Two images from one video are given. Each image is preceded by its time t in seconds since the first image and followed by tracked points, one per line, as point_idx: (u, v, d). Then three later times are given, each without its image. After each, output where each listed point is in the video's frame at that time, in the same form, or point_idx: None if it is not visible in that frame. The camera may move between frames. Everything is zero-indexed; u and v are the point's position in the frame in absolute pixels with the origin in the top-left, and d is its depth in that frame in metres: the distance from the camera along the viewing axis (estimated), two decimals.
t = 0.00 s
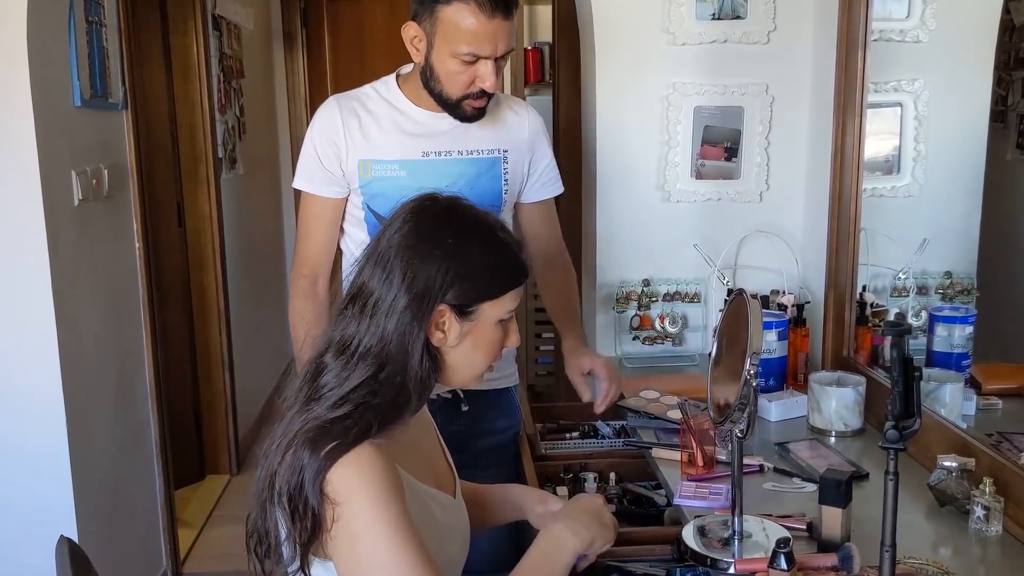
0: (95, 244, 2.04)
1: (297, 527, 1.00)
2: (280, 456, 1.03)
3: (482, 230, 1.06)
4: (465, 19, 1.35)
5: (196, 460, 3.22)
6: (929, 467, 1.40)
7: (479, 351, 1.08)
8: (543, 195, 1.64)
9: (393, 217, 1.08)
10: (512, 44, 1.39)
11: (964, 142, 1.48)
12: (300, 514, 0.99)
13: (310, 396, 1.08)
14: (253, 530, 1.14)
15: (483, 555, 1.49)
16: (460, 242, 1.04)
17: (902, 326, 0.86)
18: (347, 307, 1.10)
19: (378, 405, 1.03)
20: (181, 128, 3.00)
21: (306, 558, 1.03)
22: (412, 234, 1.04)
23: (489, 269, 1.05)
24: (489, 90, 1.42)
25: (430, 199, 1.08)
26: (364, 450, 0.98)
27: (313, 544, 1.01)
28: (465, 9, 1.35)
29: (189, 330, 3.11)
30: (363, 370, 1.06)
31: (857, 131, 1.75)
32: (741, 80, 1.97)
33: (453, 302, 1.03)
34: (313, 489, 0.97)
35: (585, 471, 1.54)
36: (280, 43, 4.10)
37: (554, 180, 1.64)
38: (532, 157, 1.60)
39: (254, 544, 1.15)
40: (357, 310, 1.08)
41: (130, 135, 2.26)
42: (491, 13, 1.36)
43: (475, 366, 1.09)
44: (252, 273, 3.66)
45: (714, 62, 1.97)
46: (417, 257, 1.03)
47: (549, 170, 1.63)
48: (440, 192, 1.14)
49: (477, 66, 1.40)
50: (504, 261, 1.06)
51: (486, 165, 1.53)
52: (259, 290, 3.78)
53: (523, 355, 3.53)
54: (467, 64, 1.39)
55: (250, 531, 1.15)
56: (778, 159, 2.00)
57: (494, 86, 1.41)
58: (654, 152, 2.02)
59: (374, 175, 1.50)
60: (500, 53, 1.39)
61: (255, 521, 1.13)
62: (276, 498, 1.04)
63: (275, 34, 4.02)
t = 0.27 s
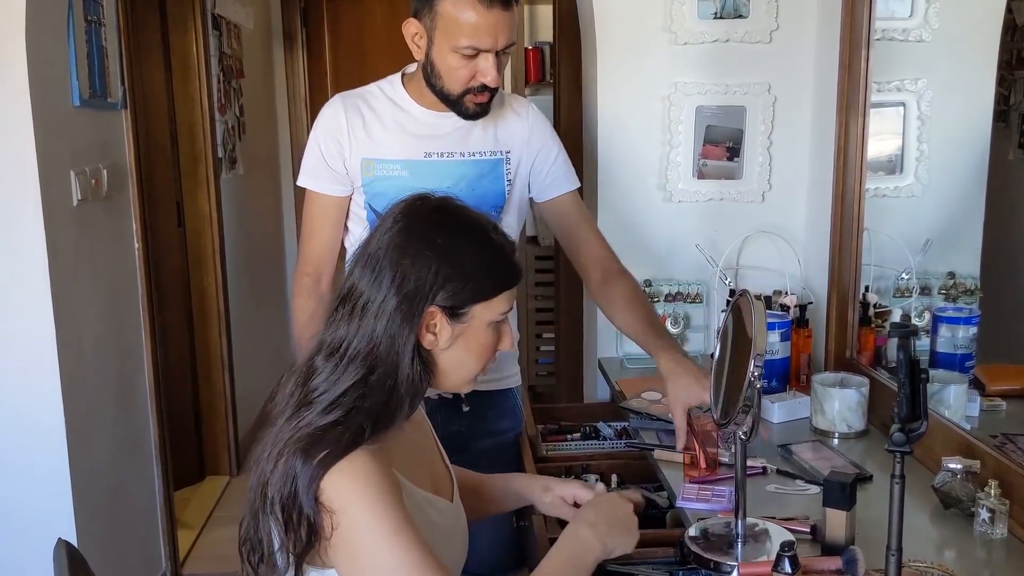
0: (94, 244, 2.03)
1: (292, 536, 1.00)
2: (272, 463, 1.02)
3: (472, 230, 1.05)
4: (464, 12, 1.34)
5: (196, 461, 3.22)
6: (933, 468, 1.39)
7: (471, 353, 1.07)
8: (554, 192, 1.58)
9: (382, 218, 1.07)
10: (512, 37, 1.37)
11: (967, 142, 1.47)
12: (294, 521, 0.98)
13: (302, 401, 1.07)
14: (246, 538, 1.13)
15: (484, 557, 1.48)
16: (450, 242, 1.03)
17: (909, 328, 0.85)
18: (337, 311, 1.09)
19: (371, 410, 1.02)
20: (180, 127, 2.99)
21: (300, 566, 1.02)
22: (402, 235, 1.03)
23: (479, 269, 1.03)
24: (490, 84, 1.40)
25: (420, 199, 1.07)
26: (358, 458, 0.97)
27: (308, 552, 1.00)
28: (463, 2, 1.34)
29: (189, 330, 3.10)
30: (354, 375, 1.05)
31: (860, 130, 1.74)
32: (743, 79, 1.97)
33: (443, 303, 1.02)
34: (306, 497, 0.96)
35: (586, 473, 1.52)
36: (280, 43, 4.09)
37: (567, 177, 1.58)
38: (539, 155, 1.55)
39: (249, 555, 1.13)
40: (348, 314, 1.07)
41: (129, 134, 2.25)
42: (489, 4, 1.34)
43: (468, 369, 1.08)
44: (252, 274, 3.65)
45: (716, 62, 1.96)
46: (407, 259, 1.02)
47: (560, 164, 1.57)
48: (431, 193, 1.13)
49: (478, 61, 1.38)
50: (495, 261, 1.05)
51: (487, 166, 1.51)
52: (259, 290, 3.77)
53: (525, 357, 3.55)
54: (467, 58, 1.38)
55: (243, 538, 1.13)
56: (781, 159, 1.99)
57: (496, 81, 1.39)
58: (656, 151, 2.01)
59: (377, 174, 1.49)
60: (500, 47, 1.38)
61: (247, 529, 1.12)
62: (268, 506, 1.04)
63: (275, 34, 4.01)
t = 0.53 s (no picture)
0: (93, 246, 2.03)
1: (298, 540, 0.99)
2: (275, 469, 1.01)
3: (469, 231, 1.04)
4: (463, 15, 1.33)
5: (196, 463, 3.21)
6: (935, 472, 1.38)
7: (474, 354, 1.07)
8: (558, 199, 1.56)
9: (377, 222, 1.07)
10: (512, 40, 1.36)
11: (968, 143, 1.47)
12: (300, 526, 0.97)
13: (302, 409, 1.06)
14: (247, 545, 1.11)
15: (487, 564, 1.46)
16: (447, 243, 1.02)
17: (910, 331, 0.86)
18: (335, 317, 1.09)
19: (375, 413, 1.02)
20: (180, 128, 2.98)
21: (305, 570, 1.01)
22: (400, 240, 1.02)
23: (477, 270, 1.03)
24: (490, 87, 1.39)
25: (414, 202, 1.07)
26: (367, 461, 0.96)
27: (315, 556, 0.99)
28: (462, 5, 1.33)
29: (188, 332, 3.10)
30: (355, 380, 1.05)
31: (861, 132, 1.74)
32: (744, 81, 1.96)
33: (444, 305, 1.02)
34: (313, 502, 0.95)
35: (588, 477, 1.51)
36: (281, 44, 4.09)
37: (569, 184, 1.56)
38: (542, 161, 1.54)
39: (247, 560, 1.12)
40: (347, 319, 1.07)
41: (129, 136, 2.25)
42: (489, 6, 1.33)
43: (470, 369, 1.08)
44: (252, 275, 3.64)
45: (716, 63, 1.96)
46: (405, 262, 1.02)
47: (565, 169, 1.56)
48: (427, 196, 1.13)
49: (478, 64, 1.38)
50: (496, 261, 1.06)
51: (490, 172, 1.50)
52: (259, 292, 3.77)
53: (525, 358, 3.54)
54: (467, 61, 1.37)
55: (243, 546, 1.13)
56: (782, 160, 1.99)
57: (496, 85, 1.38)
58: (656, 153, 2.01)
59: (378, 177, 1.49)
60: (501, 51, 1.37)
61: (247, 536, 1.11)
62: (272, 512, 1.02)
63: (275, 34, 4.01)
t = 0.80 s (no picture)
0: (91, 247, 2.02)
1: (319, 531, 0.98)
2: (291, 463, 1.01)
3: (477, 231, 1.04)
4: (460, 12, 1.33)
5: (195, 463, 3.20)
6: (935, 474, 1.38)
7: (486, 353, 1.07)
8: (553, 199, 1.55)
9: (388, 223, 1.07)
10: (508, 37, 1.36)
11: (969, 144, 1.46)
12: (321, 517, 0.97)
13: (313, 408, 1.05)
14: (257, 545, 1.10)
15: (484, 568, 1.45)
16: (456, 242, 1.02)
17: (911, 334, 0.86)
18: (349, 316, 1.09)
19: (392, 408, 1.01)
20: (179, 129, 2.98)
21: (325, 564, 1.00)
22: (409, 242, 1.03)
23: (487, 269, 1.03)
24: (486, 83, 1.38)
25: (424, 202, 1.07)
26: (395, 450, 0.97)
27: (337, 548, 0.99)
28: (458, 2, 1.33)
29: (188, 333, 3.09)
30: (370, 376, 1.05)
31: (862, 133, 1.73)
32: (744, 82, 1.96)
33: (457, 303, 1.02)
34: (336, 491, 0.95)
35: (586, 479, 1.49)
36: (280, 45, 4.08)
37: (565, 183, 1.55)
38: (538, 159, 1.53)
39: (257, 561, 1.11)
40: (361, 317, 1.07)
41: (128, 137, 2.24)
42: (484, 3, 1.33)
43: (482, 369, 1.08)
44: (251, 276, 3.64)
45: (716, 64, 1.95)
46: (417, 260, 1.02)
47: (561, 167, 1.55)
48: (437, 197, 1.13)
49: (473, 61, 1.37)
50: (500, 257, 1.04)
51: (488, 173, 1.50)
52: (258, 292, 3.76)
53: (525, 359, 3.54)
54: (462, 58, 1.36)
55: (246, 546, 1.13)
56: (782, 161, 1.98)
57: (492, 81, 1.37)
58: (656, 154, 2.00)
59: (373, 179, 1.48)
60: (496, 47, 1.36)
61: (258, 536, 1.10)
62: (290, 505, 1.02)
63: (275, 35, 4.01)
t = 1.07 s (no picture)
0: (89, 246, 2.02)
1: (325, 513, 0.98)
2: (296, 447, 1.01)
3: (481, 224, 1.04)
4: (451, 10, 1.33)
5: (194, 463, 3.20)
6: (936, 474, 1.37)
7: (482, 348, 1.05)
8: (546, 199, 1.57)
9: (396, 217, 1.08)
10: (499, 34, 1.36)
11: (970, 143, 1.46)
12: (326, 499, 0.97)
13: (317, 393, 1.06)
14: (263, 530, 1.11)
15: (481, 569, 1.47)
16: (458, 235, 1.02)
17: (911, 333, 0.86)
18: (354, 305, 1.09)
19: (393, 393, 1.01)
20: (178, 128, 2.97)
21: (333, 547, 1.00)
22: (414, 232, 1.03)
23: (487, 261, 1.02)
24: (478, 81, 1.38)
25: (432, 197, 1.07)
26: (400, 433, 0.97)
27: (343, 529, 0.98)
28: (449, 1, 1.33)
29: (186, 332, 3.09)
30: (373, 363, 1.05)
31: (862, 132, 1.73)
32: (743, 81, 1.95)
33: (455, 295, 1.01)
34: (340, 472, 0.95)
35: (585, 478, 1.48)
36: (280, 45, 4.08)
37: (558, 183, 1.57)
38: (534, 159, 1.54)
39: (264, 544, 1.12)
40: (365, 304, 1.07)
41: (126, 135, 2.24)
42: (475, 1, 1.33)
43: (478, 365, 1.06)
44: (251, 275, 3.64)
45: (716, 63, 1.95)
46: (419, 251, 1.02)
47: (553, 170, 1.56)
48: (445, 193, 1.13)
49: (465, 59, 1.37)
50: (503, 254, 1.03)
51: (483, 172, 1.49)
52: (258, 291, 3.76)
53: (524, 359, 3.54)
54: (455, 56, 1.36)
55: (255, 537, 1.13)
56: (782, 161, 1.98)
57: (484, 79, 1.37)
58: (656, 153, 2.00)
59: (366, 178, 1.48)
60: (487, 45, 1.36)
61: (265, 522, 1.10)
62: (295, 488, 1.02)
63: (274, 35, 4.00)
